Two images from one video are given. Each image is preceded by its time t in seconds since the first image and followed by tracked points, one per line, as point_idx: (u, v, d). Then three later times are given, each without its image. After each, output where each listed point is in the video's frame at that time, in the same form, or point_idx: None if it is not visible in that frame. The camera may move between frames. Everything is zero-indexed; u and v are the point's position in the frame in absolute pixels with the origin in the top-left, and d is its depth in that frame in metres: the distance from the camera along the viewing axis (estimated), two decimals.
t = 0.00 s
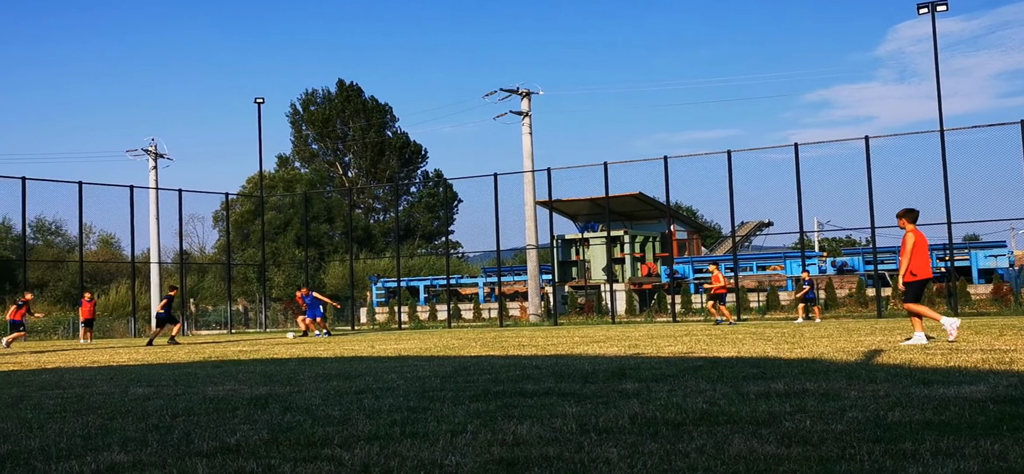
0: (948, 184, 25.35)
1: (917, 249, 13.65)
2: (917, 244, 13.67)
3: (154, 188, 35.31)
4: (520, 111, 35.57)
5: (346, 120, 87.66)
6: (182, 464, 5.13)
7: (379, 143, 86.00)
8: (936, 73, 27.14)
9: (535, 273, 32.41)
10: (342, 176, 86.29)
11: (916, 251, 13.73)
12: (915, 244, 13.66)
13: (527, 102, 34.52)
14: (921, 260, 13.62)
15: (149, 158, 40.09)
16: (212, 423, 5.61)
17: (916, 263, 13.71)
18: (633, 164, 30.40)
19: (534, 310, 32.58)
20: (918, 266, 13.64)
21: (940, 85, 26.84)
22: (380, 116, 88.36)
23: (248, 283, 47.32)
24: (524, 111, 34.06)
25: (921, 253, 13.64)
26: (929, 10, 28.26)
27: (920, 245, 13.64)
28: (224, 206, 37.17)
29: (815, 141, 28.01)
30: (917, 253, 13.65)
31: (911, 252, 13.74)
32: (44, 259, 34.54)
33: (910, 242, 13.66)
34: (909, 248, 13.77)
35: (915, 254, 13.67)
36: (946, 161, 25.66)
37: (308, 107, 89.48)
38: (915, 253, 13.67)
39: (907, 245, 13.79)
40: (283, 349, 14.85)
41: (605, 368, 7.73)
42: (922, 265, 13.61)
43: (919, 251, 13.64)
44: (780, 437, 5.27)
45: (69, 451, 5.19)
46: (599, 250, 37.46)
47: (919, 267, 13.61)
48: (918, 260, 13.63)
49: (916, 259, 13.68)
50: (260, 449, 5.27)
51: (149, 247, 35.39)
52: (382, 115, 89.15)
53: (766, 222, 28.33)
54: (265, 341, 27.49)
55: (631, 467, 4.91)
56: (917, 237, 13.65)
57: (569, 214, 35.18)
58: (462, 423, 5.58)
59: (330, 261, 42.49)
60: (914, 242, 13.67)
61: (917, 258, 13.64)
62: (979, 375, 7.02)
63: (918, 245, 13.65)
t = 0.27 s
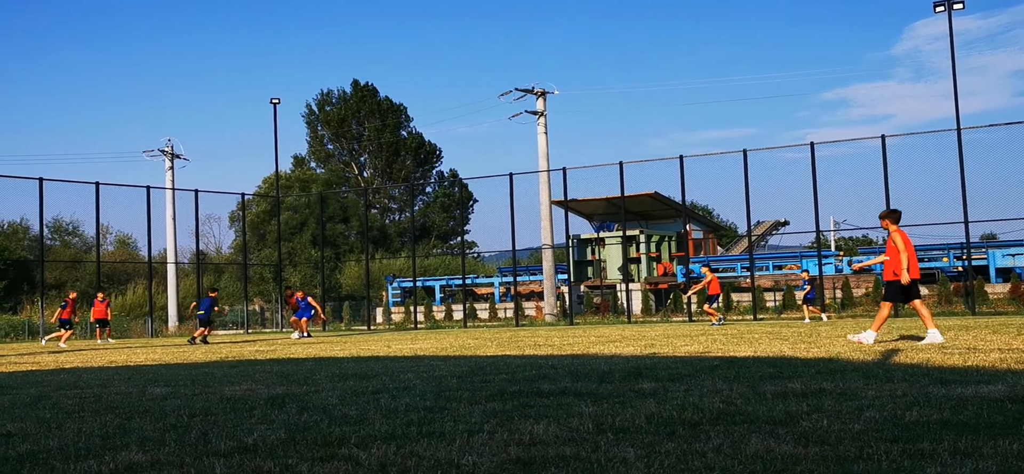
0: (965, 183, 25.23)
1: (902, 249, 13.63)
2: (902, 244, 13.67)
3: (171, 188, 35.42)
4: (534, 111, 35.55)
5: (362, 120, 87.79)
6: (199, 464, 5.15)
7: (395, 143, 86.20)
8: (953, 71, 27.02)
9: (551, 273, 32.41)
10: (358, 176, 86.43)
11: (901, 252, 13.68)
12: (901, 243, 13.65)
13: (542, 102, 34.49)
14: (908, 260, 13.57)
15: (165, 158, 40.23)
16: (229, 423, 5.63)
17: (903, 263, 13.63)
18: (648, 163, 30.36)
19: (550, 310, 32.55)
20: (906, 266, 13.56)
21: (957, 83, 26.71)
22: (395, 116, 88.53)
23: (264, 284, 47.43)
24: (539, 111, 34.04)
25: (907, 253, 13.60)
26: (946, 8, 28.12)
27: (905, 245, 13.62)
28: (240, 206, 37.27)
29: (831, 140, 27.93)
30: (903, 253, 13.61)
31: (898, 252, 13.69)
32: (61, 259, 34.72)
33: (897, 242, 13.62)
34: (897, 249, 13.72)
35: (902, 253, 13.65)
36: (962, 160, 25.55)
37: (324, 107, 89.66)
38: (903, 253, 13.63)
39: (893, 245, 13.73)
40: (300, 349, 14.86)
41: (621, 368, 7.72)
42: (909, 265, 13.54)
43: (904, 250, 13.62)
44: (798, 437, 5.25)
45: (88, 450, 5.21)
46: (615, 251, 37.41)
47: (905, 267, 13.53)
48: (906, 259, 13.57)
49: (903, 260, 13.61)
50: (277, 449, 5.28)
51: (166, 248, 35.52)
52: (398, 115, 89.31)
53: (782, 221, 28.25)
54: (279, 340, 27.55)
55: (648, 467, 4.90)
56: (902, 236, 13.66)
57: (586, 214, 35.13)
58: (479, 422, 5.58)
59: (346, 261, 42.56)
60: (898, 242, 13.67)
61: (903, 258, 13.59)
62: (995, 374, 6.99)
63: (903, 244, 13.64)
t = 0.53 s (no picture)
0: (971, 181, 25.16)
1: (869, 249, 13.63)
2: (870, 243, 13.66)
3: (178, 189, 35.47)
4: (540, 111, 35.55)
5: (366, 120, 87.89)
6: (206, 464, 5.15)
7: (400, 143, 86.34)
8: (958, 70, 26.95)
9: (556, 273, 32.42)
10: (363, 176, 86.51)
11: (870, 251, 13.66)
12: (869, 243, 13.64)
13: (547, 102, 34.48)
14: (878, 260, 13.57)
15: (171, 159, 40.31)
16: (235, 423, 5.64)
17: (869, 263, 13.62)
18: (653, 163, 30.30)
19: (557, 310, 32.53)
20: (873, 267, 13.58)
21: (962, 82, 26.64)
22: (400, 117, 88.67)
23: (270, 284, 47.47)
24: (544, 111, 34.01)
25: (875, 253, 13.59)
26: (951, 7, 28.04)
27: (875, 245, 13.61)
28: (246, 206, 37.34)
29: (837, 139, 27.87)
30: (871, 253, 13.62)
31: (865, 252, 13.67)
32: (68, 260, 34.81)
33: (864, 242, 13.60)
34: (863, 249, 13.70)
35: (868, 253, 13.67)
36: (968, 158, 25.47)
37: (328, 108, 89.75)
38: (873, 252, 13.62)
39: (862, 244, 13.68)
40: (306, 349, 14.87)
41: (628, 367, 7.71)
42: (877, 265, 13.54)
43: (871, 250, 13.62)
44: (804, 436, 5.24)
45: (94, 450, 5.21)
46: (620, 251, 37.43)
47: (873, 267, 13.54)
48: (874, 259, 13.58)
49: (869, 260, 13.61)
50: (284, 449, 5.29)
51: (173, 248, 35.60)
52: (402, 115, 89.43)
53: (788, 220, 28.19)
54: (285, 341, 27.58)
55: (653, 466, 4.89)
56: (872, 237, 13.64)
57: (591, 213, 35.07)
58: (485, 422, 5.57)
59: (352, 262, 42.61)
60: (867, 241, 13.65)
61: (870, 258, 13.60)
62: (1002, 372, 6.98)
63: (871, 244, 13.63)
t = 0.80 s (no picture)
0: (971, 178, 25.10)
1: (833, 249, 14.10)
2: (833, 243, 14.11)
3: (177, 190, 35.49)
4: (541, 110, 35.55)
5: (366, 120, 87.96)
6: (205, 465, 5.16)
7: (399, 143, 86.41)
8: (958, 67, 26.88)
9: (556, 271, 32.41)
10: (363, 176, 86.57)
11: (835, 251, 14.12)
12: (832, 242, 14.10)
13: (548, 101, 34.48)
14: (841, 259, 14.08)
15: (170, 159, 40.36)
16: (235, 423, 5.64)
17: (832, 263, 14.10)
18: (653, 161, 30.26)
19: (556, 308, 32.53)
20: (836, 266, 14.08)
21: (962, 79, 26.58)
22: (399, 116, 88.74)
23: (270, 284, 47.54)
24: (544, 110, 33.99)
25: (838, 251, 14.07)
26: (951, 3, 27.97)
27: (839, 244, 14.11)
28: (246, 206, 37.42)
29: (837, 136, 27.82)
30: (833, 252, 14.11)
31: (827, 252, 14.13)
32: (68, 261, 34.89)
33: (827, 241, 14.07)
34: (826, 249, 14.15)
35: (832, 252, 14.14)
36: (968, 155, 25.41)
37: (328, 107, 89.81)
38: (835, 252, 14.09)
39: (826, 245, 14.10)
40: (304, 349, 14.90)
41: (626, 366, 7.69)
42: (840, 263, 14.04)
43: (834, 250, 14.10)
44: (802, 434, 5.24)
45: (94, 451, 5.23)
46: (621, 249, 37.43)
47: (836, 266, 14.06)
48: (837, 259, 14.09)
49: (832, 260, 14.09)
50: (283, 448, 5.30)
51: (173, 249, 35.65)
52: (401, 115, 89.49)
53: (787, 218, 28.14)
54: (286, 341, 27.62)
55: (651, 465, 4.89)
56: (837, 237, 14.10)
57: (591, 211, 35.01)
58: (484, 421, 5.57)
59: (352, 261, 42.65)
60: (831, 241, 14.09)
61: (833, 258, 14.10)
62: (1002, 370, 6.96)
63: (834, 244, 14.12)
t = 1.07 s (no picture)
0: (971, 178, 25.08)
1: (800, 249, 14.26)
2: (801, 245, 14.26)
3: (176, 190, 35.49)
4: (541, 110, 35.54)
5: (365, 120, 87.96)
6: (204, 464, 5.18)
7: (399, 143, 86.49)
8: (958, 67, 26.85)
9: (556, 271, 32.41)
10: (362, 176, 86.61)
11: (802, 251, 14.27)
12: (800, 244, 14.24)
13: (548, 100, 34.46)
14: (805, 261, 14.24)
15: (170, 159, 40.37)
16: (235, 422, 5.64)
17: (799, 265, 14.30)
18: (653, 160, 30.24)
19: (557, 308, 32.54)
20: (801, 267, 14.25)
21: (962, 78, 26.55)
22: (398, 116, 88.80)
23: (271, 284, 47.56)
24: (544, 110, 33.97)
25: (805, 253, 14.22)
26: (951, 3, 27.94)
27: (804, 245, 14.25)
28: (246, 206, 37.43)
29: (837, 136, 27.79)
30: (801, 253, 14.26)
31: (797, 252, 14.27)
32: (69, 261, 34.92)
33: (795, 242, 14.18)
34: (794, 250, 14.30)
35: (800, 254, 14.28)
36: (968, 155, 25.38)
37: (328, 107, 89.86)
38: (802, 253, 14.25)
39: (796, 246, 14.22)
40: (304, 349, 14.91)
41: (626, 366, 7.67)
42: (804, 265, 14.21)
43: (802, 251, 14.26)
44: (802, 433, 5.24)
45: (93, 451, 5.24)
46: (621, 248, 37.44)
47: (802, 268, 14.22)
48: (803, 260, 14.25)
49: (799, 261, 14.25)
50: (282, 448, 5.30)
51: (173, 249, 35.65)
52: (400, 114, 89.54)
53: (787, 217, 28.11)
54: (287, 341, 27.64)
55: (650, 465, 4.90)
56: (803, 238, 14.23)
57: (591, 210, 35.01)
58: (483, 421, 5.58)
59: (351, 261, 42.66)
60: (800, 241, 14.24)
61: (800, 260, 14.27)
62: (1002, 370, 6.95)
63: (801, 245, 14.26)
